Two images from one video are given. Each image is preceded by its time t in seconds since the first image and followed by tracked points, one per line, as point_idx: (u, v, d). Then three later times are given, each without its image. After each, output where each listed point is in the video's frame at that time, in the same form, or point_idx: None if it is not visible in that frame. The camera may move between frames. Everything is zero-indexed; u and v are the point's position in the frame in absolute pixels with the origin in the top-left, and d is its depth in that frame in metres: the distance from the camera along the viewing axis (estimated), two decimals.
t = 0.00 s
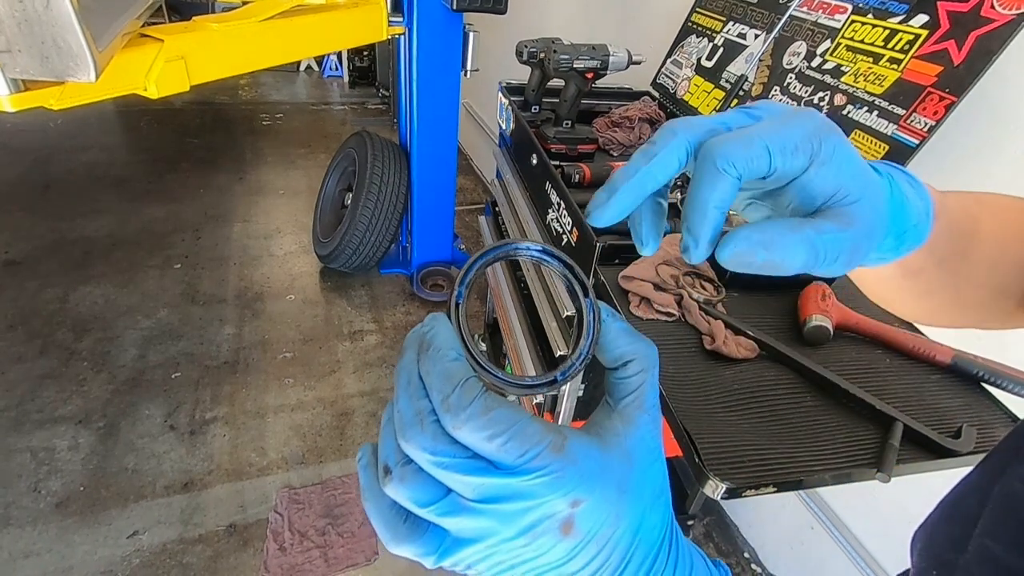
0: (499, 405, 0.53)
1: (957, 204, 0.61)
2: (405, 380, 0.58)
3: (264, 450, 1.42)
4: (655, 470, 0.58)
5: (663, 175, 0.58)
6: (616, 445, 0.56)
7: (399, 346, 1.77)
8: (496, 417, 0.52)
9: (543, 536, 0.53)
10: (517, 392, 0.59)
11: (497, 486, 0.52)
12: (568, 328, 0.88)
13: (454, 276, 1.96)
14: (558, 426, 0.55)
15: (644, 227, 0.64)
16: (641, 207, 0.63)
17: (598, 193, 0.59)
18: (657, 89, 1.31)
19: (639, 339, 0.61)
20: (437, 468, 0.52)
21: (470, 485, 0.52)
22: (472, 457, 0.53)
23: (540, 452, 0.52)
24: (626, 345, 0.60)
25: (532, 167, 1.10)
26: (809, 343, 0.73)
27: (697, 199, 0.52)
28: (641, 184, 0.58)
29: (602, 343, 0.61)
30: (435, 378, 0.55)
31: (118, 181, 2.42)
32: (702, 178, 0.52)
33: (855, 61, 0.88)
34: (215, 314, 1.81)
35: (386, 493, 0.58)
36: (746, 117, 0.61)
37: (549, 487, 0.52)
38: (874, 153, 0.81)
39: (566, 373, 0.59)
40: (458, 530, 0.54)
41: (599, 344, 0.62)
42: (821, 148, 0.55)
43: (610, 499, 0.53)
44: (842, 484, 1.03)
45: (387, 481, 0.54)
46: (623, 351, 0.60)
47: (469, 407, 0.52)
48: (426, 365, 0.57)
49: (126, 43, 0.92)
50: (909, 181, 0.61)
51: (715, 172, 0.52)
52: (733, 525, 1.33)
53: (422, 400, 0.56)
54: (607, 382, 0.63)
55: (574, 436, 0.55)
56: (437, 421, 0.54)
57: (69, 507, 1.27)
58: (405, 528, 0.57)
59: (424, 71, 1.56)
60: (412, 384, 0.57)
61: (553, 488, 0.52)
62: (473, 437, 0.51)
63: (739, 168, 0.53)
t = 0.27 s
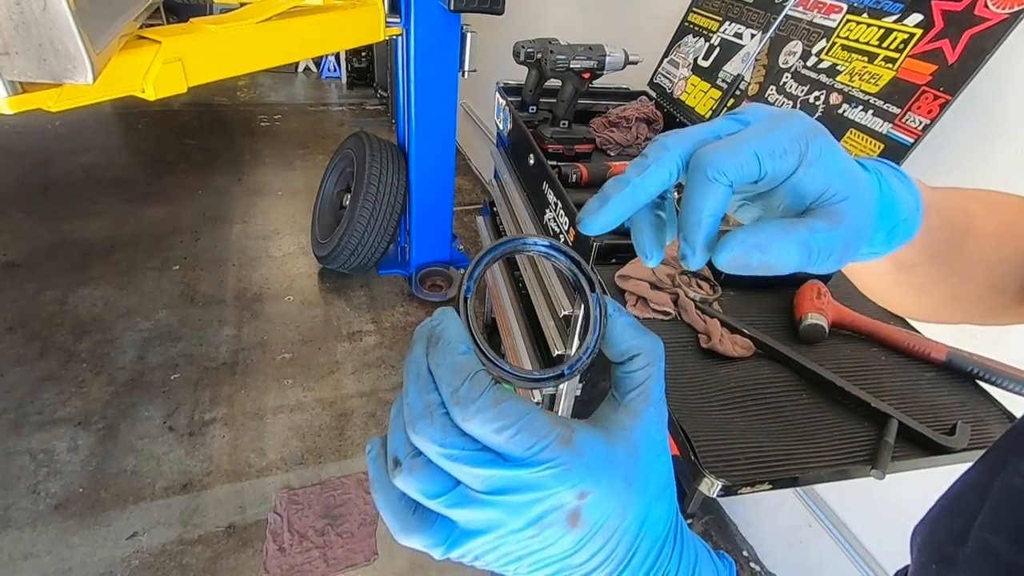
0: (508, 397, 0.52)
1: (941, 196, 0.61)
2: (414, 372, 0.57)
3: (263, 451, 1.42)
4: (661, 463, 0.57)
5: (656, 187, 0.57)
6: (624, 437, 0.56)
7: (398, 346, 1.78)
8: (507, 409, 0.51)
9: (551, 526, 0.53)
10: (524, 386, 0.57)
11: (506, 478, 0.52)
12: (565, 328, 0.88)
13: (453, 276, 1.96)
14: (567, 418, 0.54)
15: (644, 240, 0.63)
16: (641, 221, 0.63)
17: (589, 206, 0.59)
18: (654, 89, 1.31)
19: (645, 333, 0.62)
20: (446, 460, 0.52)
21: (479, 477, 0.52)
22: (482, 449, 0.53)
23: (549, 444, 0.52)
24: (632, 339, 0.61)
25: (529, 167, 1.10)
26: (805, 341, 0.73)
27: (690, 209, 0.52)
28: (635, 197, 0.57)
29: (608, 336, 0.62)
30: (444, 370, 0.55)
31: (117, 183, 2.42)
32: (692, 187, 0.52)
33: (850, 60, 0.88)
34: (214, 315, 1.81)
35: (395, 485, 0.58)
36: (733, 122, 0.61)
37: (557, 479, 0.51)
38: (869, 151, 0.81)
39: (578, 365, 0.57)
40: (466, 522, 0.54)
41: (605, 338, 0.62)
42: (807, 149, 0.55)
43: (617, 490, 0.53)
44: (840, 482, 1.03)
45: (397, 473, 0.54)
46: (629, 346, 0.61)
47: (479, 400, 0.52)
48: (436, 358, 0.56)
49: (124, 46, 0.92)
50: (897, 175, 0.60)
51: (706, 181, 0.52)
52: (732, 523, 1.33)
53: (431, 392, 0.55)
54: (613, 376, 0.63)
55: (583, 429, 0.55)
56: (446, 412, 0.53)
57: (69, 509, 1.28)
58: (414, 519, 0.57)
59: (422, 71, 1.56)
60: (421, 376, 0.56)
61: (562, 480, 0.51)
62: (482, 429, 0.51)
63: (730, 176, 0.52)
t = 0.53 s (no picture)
0: (509, 407, 0.52)
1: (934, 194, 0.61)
2: (413, 382, 0.57)
3: (262, 452, 1.42)
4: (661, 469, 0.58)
5: (654, 197, 0.57)
6: (624, 445, 0.57)
7: (397, 347, 1.78)
8: (507, 420, 0.51)
9: (553, 536, 0.53)
10: (524, 395, 0.58)
11: (507, 487, 0.52)
12: (562, 328, 0.88)
13: (451, 277, 1.96)
14: (567, 427, 0.54)
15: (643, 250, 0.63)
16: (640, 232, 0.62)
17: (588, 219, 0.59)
18: (651, 89, 1.32)
19: (643, 339, 0.61)
20: (447, 471, 0.52)
21: (480, 487, 0.52)
22: (482, 460, 0.53)
23: (549, 453, 0.52)
24: (631, 346, 0.60)
25: (526, 168, 1.10)
26: (799, 340, 0.74)
27: (690, 222, 0.52)
28: (634, 210, 0.57)
29: (607, 343, 0.61)
30: (443, 380, 0.54)
31: (115, 185, 2.42)
32: (692, 200, 0.52)
33: (845, 59, 0.89)
34: (213, 317, 1.81)
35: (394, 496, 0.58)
36: (729, 131, 0.61)
37: (559, 488, 0.52)
38: (864, 150, 0.82)
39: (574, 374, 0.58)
40: (468, 532, 0.54)
41: (603, 345, 0.61)
42: (803, 156, 0.55)
43: (618, 498, 0.54)
44: (838, 481, 1.03)
45: (397, 484, 0.53)
46: (628, 353, 0.60)
47: (479, 411, 0.52)
48: (435, 368, 0.56)
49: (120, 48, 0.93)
50: (892, 177, 0.60)
51: (704, 194, 0.52)
52: (730, 522, 1.33)
53: (431, 403, 0.55)
54: (612, 382, 0.62)
55: (582, 437, 0.55)
56: (446, 424, 0.53)
57: (68, 511, 1.28)
58: (414, 530, 0.57)
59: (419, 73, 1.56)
60: (420, 387, 0.56)
61: (563, 489, 0.52)
62: (483, 440, 0.51)
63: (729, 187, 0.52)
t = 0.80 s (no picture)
0: (510, 403, 0.52)
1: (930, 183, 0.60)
2: (416, 379, 0.57)
3: (261, 454, 1.42)
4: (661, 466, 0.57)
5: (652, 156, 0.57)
6: (625, 441, 0.57)
7: (396, 348, 1.78)
8: (508, 415, 0.51)
9: (554, 532, 0.54)
10: (526, 391, 0.58)
11: (508, 483, 0.52)
12: (560, 327, 0.88)
13: (450, 277, 1.96)
14: (569, 423, 0.54)
15: (638, 217, 0.63)
16: (634, 198, 0.63)
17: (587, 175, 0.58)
18: (648, 89, 1.32)
19: (644, 337, 0.62)
20: (449, 466, 0.52)
21: (481, 483, 0.52)
22: (484, 455, 0.53)
23: (550, 449, 0.52)
24: (632, 343, 0.61)
25: (524, 168, 1.10)
26: (796, 337, 0.74)
27: (691, 179, 0.52)
28: (632, 166, 0.57)
29: (608, 341, 0.61)
30: (446, 377, 0.55)
31: (112, 187, 2.42)
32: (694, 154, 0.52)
33: (840, 59, 0.89)
34: (211, 318, 1.81)
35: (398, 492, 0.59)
36: (730, 98, 0.61)
37: (559, 484, 0.52)
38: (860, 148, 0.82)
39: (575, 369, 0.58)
40: (469, 527, 0.54)
41: (604, 343, 0.61)
42: (804, 123, 0.55)
43: (618, 495, 0.54)
44: (836, 478, 1.03)
45: (399, 480, 0.54)
46: (629, 350, 0.60)
47: (480, 407, 0.52)
48: (438, 365, 0.57)
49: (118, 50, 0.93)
50: (890, 156, 0.60)
51: (709, 149, 0.52)
52: (729, 521, 1.33)
53: (433, 399, 0.55)
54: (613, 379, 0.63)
55: (584, 434, 0.55)
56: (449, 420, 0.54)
57: (67, 514, 1.28)
58: (416, 525, 0.57)
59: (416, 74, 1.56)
60: (423, 384, 0.57)
61: (563, 485, 0.52)
62: (485, 435, 0.51)
63: (733, 146, 0.52)
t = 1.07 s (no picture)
0: (508, 394, 0.52)
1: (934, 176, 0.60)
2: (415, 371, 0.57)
3: (260, 455, 1.42)
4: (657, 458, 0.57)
5: (665, 150, 0.58)
6: (622, 433, 0.57)
7: (395, 348, 1.78)
8: (506, 406, 0.51)
9: (551, 522, 0.54)
10: (525, 383, 0.58)
11: (506, 474, 0.52)
12: (558, 327, 0.89)
13: (448, 277, 1.96)
14: (566, 414, 0.54)
15: (652, 209, 0.64)
16: (648, 193, 0.64)
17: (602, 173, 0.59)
18: (645, 89, 1.32)
19: (641, 331, 0.63)
20: (448, 457, 0.52)
21: (479, 473, 0.53)
22: (483, 447, 0.53)
23: (548, 440, 0.52)
24: (629, 337, 0.61)
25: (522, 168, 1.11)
26: (793, 336, 0.74)
27: (701, 164, 0.53)
28: (646, 161, 0.58)
29: (606, 335, 0.62)
30: (445, 369, 0.55)
31: (111, 189, 2.42)
32: (706, 139, 0.53)
33: (837, 58, 0.89)
34: (210, 320, 1.81)
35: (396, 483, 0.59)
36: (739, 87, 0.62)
37: (556, 474, 0.52)
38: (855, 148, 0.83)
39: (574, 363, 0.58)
40: (468, 518, 0.54)
41: (602, 337, 0.62)
42: (814, 107, 0.56)
43: (615, 487, 0.54)
44: (835, 477, 1.03)
45: (398, 470, 0.54)
46: (626, 344, 0.61)
47: (479, 397, 0.52)
48: (438, 356, 0.57)
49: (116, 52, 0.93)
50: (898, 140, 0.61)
51: (718, 136, 0.52)
52: (729, 520, 1.34)
53: (432, 390, 0.55)
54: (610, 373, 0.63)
55: (582, 425, 0.55)
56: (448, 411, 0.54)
57: (66, 516, 1.28)
58: (414, 517, 0.57)
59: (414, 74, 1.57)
60: (422, 375, 0.57)
61: (561, 475, 0.52)
62: (483, 426, 0.51)
63: (742, 133, 0.53)
